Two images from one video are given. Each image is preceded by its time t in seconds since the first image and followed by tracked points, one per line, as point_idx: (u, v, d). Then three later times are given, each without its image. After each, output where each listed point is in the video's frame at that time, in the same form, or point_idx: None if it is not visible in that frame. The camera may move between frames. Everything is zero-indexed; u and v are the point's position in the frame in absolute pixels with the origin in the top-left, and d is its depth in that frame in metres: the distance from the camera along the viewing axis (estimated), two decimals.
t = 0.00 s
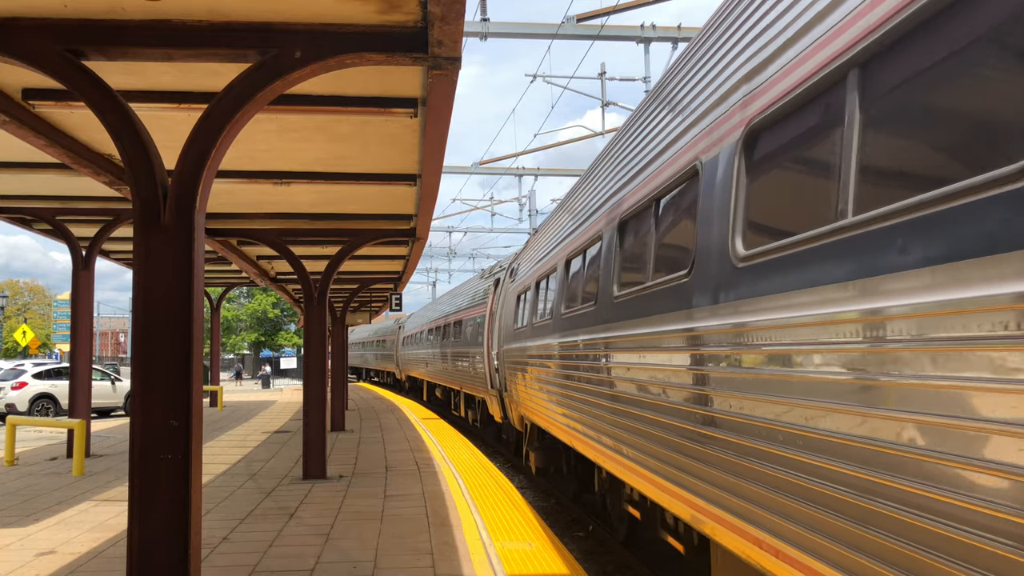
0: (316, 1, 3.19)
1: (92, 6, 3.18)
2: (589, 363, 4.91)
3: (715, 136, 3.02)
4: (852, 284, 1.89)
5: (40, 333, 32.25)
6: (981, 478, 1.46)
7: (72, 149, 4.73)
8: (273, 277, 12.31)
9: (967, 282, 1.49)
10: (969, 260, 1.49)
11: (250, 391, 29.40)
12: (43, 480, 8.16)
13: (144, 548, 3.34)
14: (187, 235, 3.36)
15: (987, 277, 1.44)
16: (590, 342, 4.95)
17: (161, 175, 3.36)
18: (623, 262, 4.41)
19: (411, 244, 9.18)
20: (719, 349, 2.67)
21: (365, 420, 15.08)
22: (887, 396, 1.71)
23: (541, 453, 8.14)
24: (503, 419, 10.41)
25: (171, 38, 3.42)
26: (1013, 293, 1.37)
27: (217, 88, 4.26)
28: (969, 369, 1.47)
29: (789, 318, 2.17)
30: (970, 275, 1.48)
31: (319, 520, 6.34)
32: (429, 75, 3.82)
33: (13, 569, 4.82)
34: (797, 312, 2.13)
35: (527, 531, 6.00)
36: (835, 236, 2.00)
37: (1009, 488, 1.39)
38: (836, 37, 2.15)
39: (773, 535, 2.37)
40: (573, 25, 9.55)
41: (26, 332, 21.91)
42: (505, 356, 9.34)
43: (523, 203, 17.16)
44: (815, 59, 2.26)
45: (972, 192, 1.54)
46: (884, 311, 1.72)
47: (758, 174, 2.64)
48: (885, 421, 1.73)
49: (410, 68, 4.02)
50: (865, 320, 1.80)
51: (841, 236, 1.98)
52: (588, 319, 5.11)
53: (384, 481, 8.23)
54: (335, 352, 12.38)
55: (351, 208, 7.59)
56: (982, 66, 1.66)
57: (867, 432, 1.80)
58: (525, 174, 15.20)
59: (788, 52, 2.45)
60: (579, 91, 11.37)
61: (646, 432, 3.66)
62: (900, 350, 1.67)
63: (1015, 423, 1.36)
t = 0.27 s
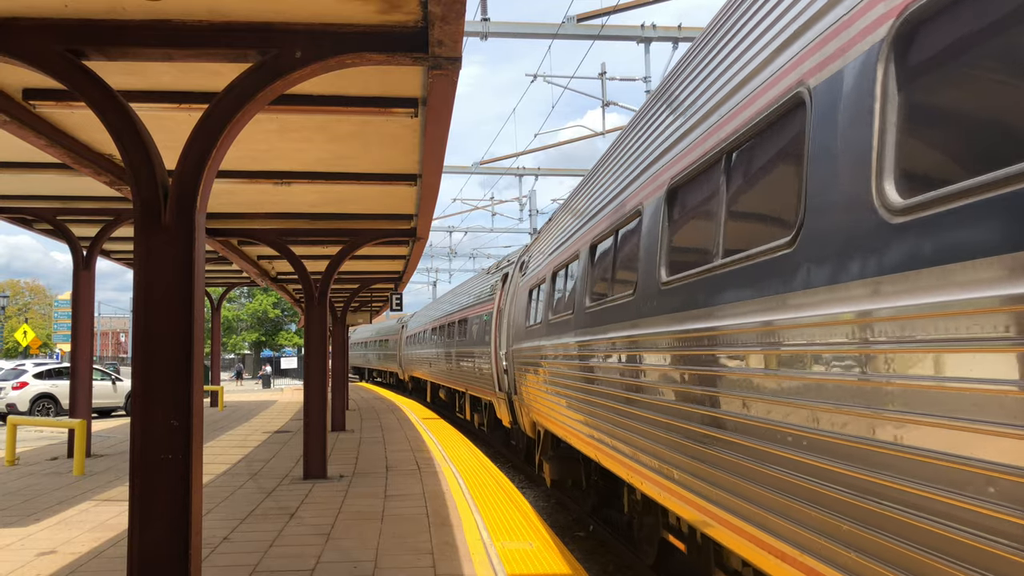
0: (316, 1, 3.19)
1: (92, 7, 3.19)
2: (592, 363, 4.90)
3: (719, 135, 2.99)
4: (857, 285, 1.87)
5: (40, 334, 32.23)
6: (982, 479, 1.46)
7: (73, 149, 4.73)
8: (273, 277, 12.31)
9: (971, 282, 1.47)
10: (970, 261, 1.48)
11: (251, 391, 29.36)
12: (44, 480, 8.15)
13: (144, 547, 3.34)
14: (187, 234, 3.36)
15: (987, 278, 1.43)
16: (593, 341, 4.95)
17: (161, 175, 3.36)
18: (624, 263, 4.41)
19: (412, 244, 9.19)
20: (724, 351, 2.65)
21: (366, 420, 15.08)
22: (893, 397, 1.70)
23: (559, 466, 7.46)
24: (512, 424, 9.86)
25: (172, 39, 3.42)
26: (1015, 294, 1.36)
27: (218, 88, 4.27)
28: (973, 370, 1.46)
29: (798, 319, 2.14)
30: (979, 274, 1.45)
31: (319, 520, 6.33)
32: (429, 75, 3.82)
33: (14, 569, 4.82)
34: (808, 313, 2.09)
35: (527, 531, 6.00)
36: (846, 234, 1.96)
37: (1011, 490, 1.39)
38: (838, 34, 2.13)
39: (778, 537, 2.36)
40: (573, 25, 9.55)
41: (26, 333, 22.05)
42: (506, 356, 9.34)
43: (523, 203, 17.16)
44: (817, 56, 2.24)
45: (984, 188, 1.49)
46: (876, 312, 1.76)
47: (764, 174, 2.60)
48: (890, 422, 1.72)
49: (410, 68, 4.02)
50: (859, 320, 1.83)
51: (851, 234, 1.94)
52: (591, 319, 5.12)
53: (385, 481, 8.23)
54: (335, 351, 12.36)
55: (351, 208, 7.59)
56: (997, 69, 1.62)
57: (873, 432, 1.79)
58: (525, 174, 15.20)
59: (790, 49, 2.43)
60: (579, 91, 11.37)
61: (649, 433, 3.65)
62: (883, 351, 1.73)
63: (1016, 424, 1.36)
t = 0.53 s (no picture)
0: (316, 1, 3.19)
1: (93, 7, 3.19)
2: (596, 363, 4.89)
3: (725, 132, 2.97)
4: (862, 286, 1.86)
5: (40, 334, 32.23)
6: (990, 483, 1.46)
7: (74, 149, 4.74)
8: (273, 277, 12.31)
9: (981, 284, 1.47)
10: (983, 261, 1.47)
11: (250, 391, 29.35)
12: (44, 480, 8.16)
13: (144, 548, 3.34)
14: (188, 235, 3.36)
15: (998, 280, 1.43)
16: (596, 341, 4.95)
17: (162, 175, 3.36)
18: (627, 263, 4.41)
19: (412, 244, 9.18)
20: (728, 352, 2.65)
21: (366, 420, 15.07)
22: (901, 399, 1.70)
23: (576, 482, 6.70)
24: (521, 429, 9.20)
25: (172, 39, 3.42)
26: None
27: (218, 88, 4.27)
28: (981, 373, 1.47)
29: (808, 318, 2.10)
30: (989, 274, 1.45)
31: (319, 520, 6.33)
32: (429, 75, 3.82)
33: (14, 569, 4.82)
34: (819, 313, 2.05)
35: (528, 531, 6.00)
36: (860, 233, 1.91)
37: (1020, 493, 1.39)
38: (845, 32, 2.12)
39: (786, 541, 2.34)
40: (573, 25, 9.54)
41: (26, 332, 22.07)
42: (505, 356, 9.35)
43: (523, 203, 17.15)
44: (824, 54, 2.22)
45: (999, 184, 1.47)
46: (905, 311, 1.67)
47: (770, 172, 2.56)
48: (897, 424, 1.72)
49: (410, 68, 4.02)
50: (885, 321, 1.75)
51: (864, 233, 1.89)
52: (594, 319, 5.12)
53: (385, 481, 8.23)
54: (334, 351, 12.35)
55: (351, 208, 7.59)
56: (990, 59, 1.62)
57: (880, 435, 1.79)
58: (526, 174, 15.19)
59: (798, 47, 2.42)
60: (579, 91, 11.37)
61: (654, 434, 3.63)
62: (920, 355, 1.63)
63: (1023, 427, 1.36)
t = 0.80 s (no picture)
0: (316, 1, 3.19)
1: (92, 7, 3.19)
2: (599, 363, 4.88)
3: (732, 132, 2.95)
4: (865, 288, 1.86)
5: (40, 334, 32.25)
6: (989, 483, 1.46)
7: (74, 149, 4.74)
8: (273, 277, 12.31)
9: (980, 286, 1.46)
10: (980, 263, 1.47)
11: (250, 391, 29.35)
12: (44, 480, 8.16)
13: (144, 547, 3.34)
14: (188, 235, 3.36)
15: (995, 282, 1.42)
16: (599, 342, 4.95)
17: (161, 175, 3.36)
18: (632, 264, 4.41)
19: (412, 244, 9.18)
20: (731, 354, 2.64)
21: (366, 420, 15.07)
22: (902, 400, 1.70)
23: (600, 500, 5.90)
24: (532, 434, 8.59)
25: (172, 39, 3.42)
26: None
27: (218, 88, 4.27)
28: (980, 374, 1.46)
29: (815, 319, 2.08)
30: (981, 279, 1.46)
31: (319, 520, 6.33)
32: (429, 75, 3.82)
33: (14, 569, 4.82)
34: (825, 314, 2.03)
35: (528, 531, 6.00)
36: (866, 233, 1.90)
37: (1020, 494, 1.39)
38: (850, 32, 2.11)
39: (791, 542, 2.33)
40: (573, 25, 9.54)
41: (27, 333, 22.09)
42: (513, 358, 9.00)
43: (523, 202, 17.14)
44: (830, 53, 2.21)
45: (991, 189, 1.48)
46: (884, 315, 1.75)
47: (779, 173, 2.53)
48: (898, 425, 1.71)
49: (410, 68, 4.02)
50: (867, 325, 1.83)
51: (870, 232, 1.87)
52: (598, 320, 5.11)
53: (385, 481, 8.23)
54: (335, 351, 12.35)
55: (351, 208, 7.59)
56: (994, 59, 1.61)
57: (881, 436, 1.79)
58: (526, 174, 15.18)
59: (802, 47, 2.41)
60: (580, 91, 11.36)
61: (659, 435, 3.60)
62: (893, 355, 1.72)
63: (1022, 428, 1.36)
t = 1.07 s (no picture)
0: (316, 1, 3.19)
1: (92, 7, 3.19)
2: (602, 363, 4.89)
3: (735, 135, 2.94)
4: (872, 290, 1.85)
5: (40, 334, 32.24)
6: (994, 484, 1.46)
7: (74, 149, 4.74)
8: (273, 277, 12.31)
9: (993, 286, 1.46)
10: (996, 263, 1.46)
11: (250, 391, 29.35)
12: (44, 480, 8.16)
13: (144, 547, 3.34)
14: (188, 235, 3.36)
15: (1008, 283, 1.42)
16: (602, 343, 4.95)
17: (162, 175, 3.36)
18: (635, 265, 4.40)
19: (412, 244, 9.18)
20: (736, 355, 2.64)
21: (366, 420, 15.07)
22: (908, 400, 1.70)
23: (630, 523, 5.05)
24: (544, 442, 7.92)
25: (172, 39, 3.42)
26: None
27: (218, 88, 4.27)
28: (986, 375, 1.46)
29: (819, 321, 2.07)
30: (990, 281, 1.46)
31: (319, 520, 6.33)
32: (429, 75, 3.82)
33: (14, 569, 4.82)
34: (830, 315, 2.03)
35: (528, 531, 6.00)
36: (871, 236, 1.90)
37: None
38: (856, 35, 2.12)
39: (796, 542, 2.33)
40: (573, 25, 9.54)
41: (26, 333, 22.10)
42: (521, 357, 8.51)
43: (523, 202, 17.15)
44: (835, 56, 2.22)
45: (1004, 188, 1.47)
46: (925, 314, 1.63)
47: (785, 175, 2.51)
48: (904, 426, 1.71)
49: (410, 68, 4.02)
50: (878, 326, 1.80)
51: (879, 235, 1.86)
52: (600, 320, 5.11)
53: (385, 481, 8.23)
54: (334, 351, 12.35)
55: (351, 208, 7.59)
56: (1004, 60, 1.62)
57: (886, 436, 1.79)
58: (526, 174, 15.19)
59: (808, 50, 2.41)
60: (580, 92, 11.37)
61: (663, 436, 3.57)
62: (900, 356, 1.72)
63: None
